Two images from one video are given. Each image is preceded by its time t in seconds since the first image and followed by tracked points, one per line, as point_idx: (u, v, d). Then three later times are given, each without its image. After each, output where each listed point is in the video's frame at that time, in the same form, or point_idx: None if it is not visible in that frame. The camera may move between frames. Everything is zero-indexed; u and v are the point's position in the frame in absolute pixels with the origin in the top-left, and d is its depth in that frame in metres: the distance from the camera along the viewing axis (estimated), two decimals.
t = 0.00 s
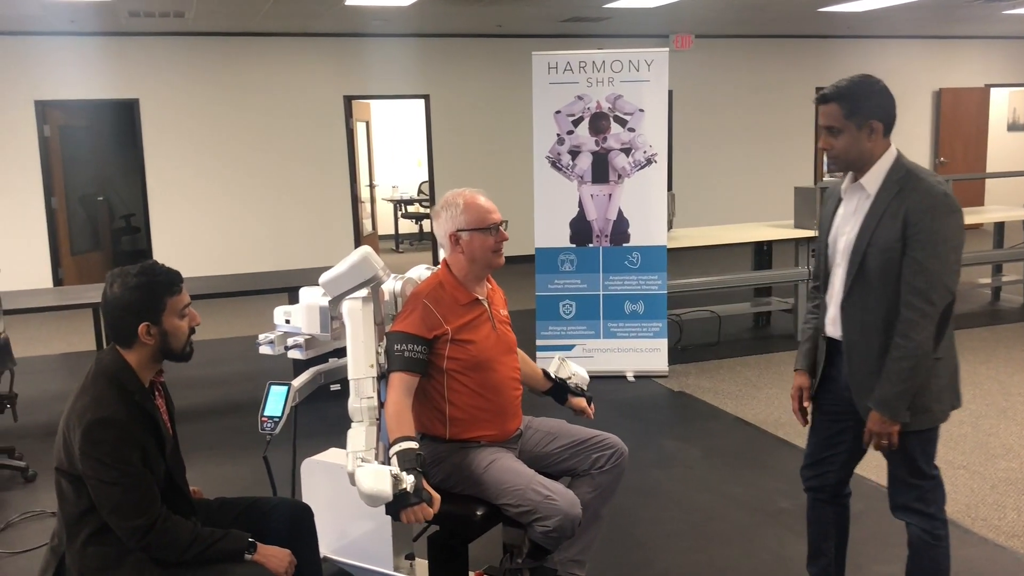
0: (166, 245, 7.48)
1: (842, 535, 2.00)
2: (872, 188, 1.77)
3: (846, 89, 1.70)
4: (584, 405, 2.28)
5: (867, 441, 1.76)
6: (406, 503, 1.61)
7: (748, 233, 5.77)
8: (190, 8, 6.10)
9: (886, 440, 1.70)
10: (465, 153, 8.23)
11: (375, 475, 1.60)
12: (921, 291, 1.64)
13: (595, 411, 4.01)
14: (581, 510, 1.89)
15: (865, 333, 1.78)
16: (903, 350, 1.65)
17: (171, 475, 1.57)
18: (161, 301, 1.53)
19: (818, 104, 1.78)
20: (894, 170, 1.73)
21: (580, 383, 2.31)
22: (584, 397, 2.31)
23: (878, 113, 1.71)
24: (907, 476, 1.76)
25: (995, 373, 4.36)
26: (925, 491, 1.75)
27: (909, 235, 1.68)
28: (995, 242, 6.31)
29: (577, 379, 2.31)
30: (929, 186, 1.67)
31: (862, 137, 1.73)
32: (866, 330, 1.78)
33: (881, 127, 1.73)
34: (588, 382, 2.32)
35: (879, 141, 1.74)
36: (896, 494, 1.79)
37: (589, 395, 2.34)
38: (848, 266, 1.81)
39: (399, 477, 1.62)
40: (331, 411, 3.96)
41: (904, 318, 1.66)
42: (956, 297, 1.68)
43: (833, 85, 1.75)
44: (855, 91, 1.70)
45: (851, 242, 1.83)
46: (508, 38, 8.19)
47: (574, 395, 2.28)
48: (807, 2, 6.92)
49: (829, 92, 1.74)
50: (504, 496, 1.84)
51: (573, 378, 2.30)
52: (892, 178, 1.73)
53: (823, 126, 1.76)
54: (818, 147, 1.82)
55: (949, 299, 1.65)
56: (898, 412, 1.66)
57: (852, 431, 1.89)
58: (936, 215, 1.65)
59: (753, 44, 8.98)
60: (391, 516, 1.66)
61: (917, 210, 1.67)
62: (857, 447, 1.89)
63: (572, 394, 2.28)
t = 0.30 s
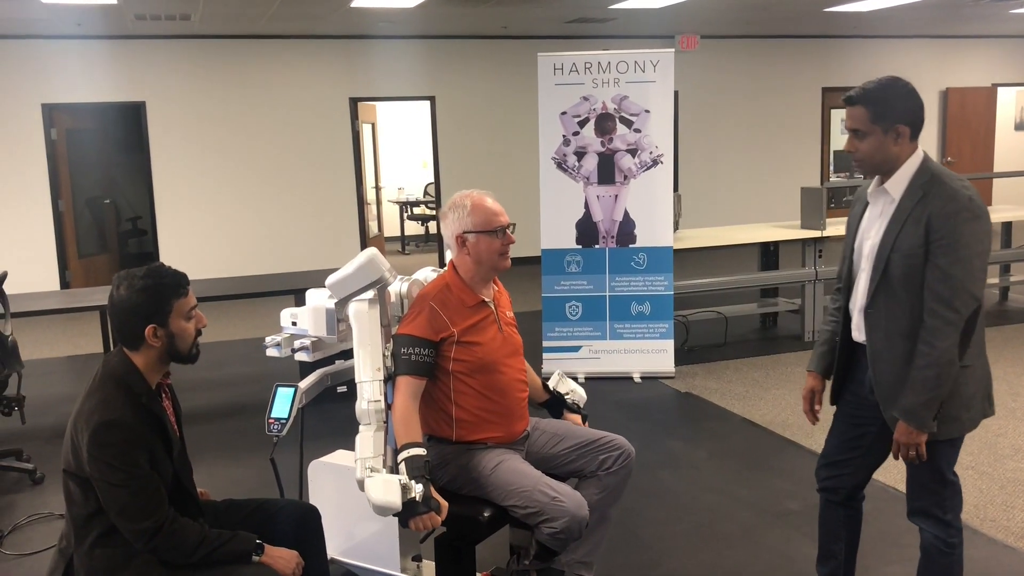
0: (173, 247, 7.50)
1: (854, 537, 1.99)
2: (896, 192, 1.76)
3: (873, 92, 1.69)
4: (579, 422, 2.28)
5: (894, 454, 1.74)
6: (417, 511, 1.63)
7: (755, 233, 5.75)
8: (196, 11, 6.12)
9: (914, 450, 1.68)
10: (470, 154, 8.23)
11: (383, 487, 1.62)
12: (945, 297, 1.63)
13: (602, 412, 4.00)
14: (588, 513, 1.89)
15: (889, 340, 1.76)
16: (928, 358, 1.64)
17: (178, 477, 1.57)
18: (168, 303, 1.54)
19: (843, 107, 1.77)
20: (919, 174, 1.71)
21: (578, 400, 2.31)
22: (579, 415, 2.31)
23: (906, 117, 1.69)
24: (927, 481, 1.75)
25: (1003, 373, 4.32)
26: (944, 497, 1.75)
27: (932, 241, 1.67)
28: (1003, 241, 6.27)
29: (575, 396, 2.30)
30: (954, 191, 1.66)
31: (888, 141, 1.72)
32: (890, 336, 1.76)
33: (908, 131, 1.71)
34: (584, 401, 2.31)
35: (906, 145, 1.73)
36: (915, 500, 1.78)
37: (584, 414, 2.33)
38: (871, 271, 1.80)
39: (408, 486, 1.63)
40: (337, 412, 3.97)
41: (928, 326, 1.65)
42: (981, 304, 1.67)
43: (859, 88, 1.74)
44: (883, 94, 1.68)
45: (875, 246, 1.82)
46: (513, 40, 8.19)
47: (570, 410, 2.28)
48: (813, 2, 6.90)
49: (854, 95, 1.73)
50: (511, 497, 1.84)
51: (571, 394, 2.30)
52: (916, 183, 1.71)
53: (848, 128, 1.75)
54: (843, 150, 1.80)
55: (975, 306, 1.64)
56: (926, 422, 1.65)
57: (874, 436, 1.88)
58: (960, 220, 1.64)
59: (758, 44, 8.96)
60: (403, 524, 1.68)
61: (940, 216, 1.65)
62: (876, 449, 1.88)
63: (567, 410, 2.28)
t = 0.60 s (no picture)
0: (173, 246, 7.51)
1: (860, 537, 1.98)
2: (913, 188, 1.75)
3: (895, 86, 1.67)
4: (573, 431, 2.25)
5: (897, 452, 1.74)
6: (420, 515, 1.63)
7: (756, 230, 5.74)
8: (196, 10, 6.11)
9: (919, 450, 1.67)
10: (471, 152, 8.22)
11: (387, 493, 1.61)
12: (956, 295, 1.62)
13: (603, 410, 4.00)
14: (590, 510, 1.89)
15: (900, 336, 1.76)
16: (936, 356, 1.63)
17: (178, 476, 1.57)
18: (166, 302, 1.53)
19: (865, 99, 1.75)
20: (936, 170, 1.70)
21: (571, 410, 2.28)
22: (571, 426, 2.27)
23: (929, 111, 1.67)
24: (932, 482, 1.75)
25: (1004, 369, 4.32)
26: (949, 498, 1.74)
27: (947, 239, 1.66)
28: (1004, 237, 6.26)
29: (567, 406, 2.27)
30: (970, 188, 1.65)
31: (909, 136, 1.70)
32: (901, 333, 1.76)
33: (930, 126, 1.69)
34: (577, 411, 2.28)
35: (927, 140, 1.71)
36: (920, 500, 1.78)
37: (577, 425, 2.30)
38: (884, 266, 1.79)
39: (412, 490, 1.63)
40: (338, 411, 3.96)
41: (939, 324, 1.64)
42: (994, 304, 1.66)
43: (881, 80, 1.72)
44: (905, 88, 1.66)
45: (889, 241, 1.81)
46: (513, 37, 8.18)
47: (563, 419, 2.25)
48: None
49: (877, 88, 1.71)
50: (512, 495, 1.83)
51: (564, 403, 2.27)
52: (933, 179, 1.70)
53: (869, 122, 1.74)
54: (862, 143, 1.79)
55: (987, 305, 1.63)
56: (932, 422, 1.64)
57: (882, 436, 1.88)
58: (976, 217, 1.63)
59: (759, 40, 8.94)
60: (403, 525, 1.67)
61: (955, 213, 1.64)
62: (883, 447, 1.89)
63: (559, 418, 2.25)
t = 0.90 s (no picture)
0: (171, 242, 7.49)
1: (860, 531, 1.99)
2: (918, 182, 1.75)
3: (903, 79, 1.68)
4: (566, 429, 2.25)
5: (898, 447, 1.75)
6: (419, 514, 1.63)
7: (755, 225, 5.74)
8: (193, 5, 6.09)
9: (920, 444, 1.68)
10: (469, 147, 8.21)
11: (387, 492, 1.61)
12: (960, 290, 1.63)
13: (602, 405, 4.00)
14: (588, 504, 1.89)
15: (902, 331, 1.76)
16: (939, 351, 1.64)
17: (177, 472, 1.57)
18: (163, 297, 1.53)
19: (873, 92, 1.75)
20: (942, 165, 1.70)
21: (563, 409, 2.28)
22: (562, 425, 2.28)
23: (936, 106, 1.68)
24: (931, 476, 1.75)
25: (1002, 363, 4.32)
26: (949, 492, 1.75)
27: (951, 233, 1.66)
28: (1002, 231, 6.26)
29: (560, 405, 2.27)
30: (976, 183, 1.65)
31: (917, 130, 1.70)
32: (902, 328, 1.77)
33: (938, 120, 1.69)
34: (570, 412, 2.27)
35: (934, 134, 1.71)
36: (919, 494, 1.79)
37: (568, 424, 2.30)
38: (888, 260, 1.79)
39: (411, 488, 1.63)
40: (337, 406, 3.97)
41: (943, 318, 1.64)
42: (998, 299, 1.66)
43: (890, 73, 1.72)
44: (913, 82, 1.67)
45: (894, 235, 1.81)
46: (511, 32, 8.15)
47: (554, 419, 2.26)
48: None
49: (886, 81, 1.72)
50: (510, 490, 1.84)
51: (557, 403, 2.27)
52: (939, 173, 1.70)
53: (877, 114, 1.74)
54: (868, 137, 1.79)
55: (990, 301, 1.63)
56: (934, 417, 1.65)
57: (883, 431, 1.89)
58: (981, 211, 1.63)
59: (758, 34, 8.93)
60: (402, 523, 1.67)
61: (961, 208, 1.64)
62: (882, 441, 1.89)
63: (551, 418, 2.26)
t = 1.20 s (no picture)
0: (170, 237, 7.48)
1: (858, 526, 1.99)
2: (921, 176, 1.75)
3: (908, 73, 1.67)
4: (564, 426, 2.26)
5: (902, 443, 1.75)
6: (420, 510, 1.63)
7: (755, 220, 5.73)
8: None
9: (925, 440, 1.68)
10: (469, 142, 8.19)
11: (388, 490, 1.61)
12: (964, 285, 1.62)
13: (602, 400, 4.00)
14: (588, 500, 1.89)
15: (904, 326, 1.76)
16: (943, 346, 1.64)
17: (177, 467, 1.57)
18: (162, 292, 1.53)
19: (878, 86, 1.75)
20: (946, 159, 1.70)
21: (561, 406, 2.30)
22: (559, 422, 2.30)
23: (941, 101, 1.68)
24: (931, 471, 1.75)
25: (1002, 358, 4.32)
26: (949, 487, 1.75)
27: (955, 228, 1.66)
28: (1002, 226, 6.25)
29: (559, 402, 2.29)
30: (980, 178, 1.65)
31: (921, 125, 1.70)
32: (904, 322, 1.76)
33: (943, 115, 1.69)
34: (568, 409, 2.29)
35: (937, 129, 1.71)
36: (919, 489, 1.79)
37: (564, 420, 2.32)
38: (891, 255, 1.79)
39: (411, 485, 1.63)
40: (336, 402, 3.97)
41: (947, 314, 1.64)
42: (1001, 295, 1.66)
43: (895, 67, 1.72)
44: (918, 76, 1.66)
45: (896, 230, 1.81)
46: (511, 27, 8.13)
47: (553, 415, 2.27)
48: None
49: (891, 75, 1.71)
50: (510, 485, 1.84)
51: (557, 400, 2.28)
52: (943, 168, 1.70)
53: (882, 108, 1.74)
54: (872, 131, 1.79)
55: (994, 296, 1.63)
56: (938, 412, 1.65)
57: (882, 426, 1.89)
58: (985, 206, 1.63)
59: (758, 29, 8.91)
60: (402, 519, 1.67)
61: (965, 203, 1.64)
62: (881, 436, 1.90)
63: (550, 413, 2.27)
